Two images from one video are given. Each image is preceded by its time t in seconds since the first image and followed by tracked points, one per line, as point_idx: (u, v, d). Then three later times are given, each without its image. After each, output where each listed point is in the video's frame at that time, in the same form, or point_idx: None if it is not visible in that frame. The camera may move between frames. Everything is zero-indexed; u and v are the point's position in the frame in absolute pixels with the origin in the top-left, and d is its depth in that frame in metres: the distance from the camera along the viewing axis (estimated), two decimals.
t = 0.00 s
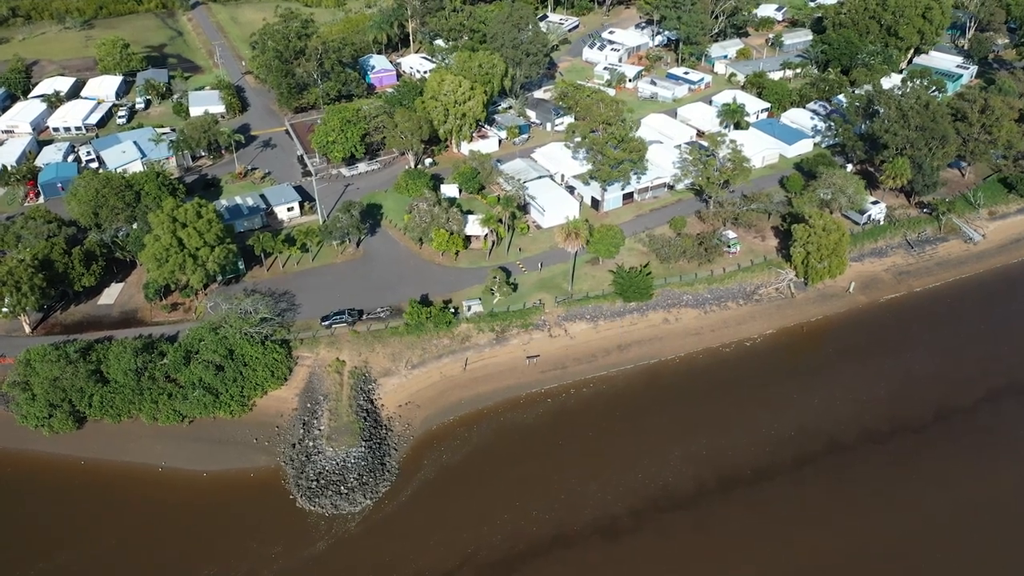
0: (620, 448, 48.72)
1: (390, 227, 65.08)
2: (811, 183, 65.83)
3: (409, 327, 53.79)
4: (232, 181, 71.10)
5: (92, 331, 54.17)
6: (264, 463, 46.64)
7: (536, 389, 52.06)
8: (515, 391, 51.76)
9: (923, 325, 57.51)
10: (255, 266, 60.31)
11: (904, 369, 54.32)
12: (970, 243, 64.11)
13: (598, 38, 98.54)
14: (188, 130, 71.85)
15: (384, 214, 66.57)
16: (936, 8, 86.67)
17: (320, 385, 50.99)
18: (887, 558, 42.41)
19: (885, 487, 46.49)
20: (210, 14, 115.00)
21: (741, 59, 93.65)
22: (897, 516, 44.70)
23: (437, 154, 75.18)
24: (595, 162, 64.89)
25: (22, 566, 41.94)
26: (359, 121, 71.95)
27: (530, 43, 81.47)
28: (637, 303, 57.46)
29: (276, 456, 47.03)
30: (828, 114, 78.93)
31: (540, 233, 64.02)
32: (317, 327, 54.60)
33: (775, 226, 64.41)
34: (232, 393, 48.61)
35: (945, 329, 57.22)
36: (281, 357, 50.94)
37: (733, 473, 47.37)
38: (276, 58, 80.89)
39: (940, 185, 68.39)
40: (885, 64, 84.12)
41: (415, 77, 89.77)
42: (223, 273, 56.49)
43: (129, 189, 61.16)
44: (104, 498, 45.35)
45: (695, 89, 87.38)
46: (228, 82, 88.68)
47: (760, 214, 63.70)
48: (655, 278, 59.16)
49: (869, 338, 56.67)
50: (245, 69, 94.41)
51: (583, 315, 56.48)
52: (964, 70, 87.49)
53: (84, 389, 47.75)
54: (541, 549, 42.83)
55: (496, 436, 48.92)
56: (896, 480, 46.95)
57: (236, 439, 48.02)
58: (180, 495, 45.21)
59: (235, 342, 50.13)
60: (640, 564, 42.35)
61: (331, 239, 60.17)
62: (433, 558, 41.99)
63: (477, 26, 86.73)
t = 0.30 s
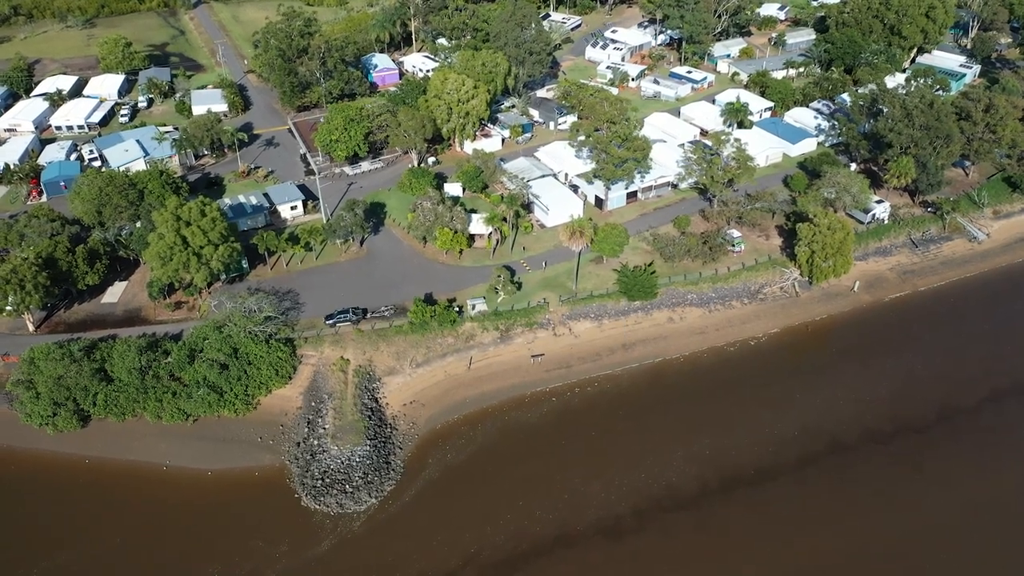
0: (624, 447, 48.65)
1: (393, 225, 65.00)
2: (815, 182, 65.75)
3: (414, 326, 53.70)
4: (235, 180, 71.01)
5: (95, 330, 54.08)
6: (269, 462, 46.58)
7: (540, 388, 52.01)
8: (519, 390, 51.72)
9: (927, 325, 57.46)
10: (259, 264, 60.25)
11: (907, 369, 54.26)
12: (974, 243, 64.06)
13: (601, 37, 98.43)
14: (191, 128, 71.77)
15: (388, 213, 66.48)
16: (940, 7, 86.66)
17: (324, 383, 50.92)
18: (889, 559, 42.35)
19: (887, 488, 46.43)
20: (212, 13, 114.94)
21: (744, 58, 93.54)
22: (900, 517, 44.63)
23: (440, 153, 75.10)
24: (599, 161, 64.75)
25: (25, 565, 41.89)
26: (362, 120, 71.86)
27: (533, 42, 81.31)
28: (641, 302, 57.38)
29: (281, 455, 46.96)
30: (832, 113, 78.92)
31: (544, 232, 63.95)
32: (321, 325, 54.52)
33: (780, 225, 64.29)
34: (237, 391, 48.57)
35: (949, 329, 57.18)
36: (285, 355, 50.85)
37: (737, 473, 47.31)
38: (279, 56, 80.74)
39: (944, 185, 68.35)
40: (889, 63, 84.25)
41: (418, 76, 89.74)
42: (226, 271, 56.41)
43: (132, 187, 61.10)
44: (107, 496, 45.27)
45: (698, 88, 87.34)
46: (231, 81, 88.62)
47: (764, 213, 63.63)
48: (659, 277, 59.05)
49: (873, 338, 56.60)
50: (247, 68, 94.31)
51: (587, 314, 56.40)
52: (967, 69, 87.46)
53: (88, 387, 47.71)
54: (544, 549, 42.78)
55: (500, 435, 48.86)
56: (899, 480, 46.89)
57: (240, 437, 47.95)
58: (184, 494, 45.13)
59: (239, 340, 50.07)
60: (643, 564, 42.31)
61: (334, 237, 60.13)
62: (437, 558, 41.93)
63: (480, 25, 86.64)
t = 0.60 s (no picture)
0: (629, 447, 48.57)
1: (398, 224, 64.90)
2: (820, 181, 65.66)
3: (420, 324, 53.60)
4: (239, 179, 70.92)
5: (100, 328, 53.98)
6: (275, 460, 46.50)
7: (547, 386, 51.96)
8: (526, 388, 51.66)
9: (932, 324, 57.38)
10: (264, 263, 60.16)
11: (913, 368, 54.18)
12: (980, 241, 63.96)
13: (604, 36, 98.30)
14: (195, 127, 71.73)
15: (392, 211, 66.37)
16: (944, 6, 86.64)
17: (330, 382, 50.84)
18: (895, 559, 42.26)
19: (892, 487, 46.35)
20: (214, 12, 114.87)
21: (748, 57, 93.39)
22: (906, 516, 44.56)
23: (444, 152, 74.96)
24: (604, 159, 64.73)
25: (29, 565, 41.77)
26: (366, 118, 71.75)
27: (537, 40, 81.13)
28: (647, 300, 57.27)
29: (287, 453, 46.88)
30: (836, 112, 78.90)
31: (549, 231, 63.79)
32: (326, 324, 54.38)
33: (785, 224, 64.25)
34: (243, 390, 48.49)
35: (954, 328, 57.09)
36: (291, 354, 50.77)
37: (742, 473, 47.25)
38: (282, 55, 80.51)
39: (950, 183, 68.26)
40: (893, 62, 84.23)
41: (422, 74, 89.67)
42: (231, 270, 56.33)
43: (136, 186, 61.00)
44: (113, 495, 45.18)
45: (702, 87, 87.29)
46: (234, 79, 88.51)
47: (769, 212, 63.48)
48: (665, 276, 58.94)
49: (878, 336, 56.53)
50: (250, 67, 94.19)
51: (593, 312, 56.31)
52: (972, 68, 87.37)
53: (94, 386, 47.65)
54: (549, 549, 42.70)
55: (506, 434, 48.80)
56: (904, 479, 46.81)
57: (247, 436, 47.87)
58: (190, 492, 45.07)
59: (245, 339, 50.01)
60: (648, 564, 42.24)
61: (339, 236, 60.04)
62: (442, 558, 41.84)
63: (484, 24, 86.57)
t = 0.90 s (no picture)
0: (636, 446, 48.51)
1: (404, 222, 64.79)
2: (826, 179, 65.59)
3: (426, 323, 53.51)
4: (244, 177, 70.84)
5: (106, 326, 53.87)
6: (283, 459, 46.39)
7: (554, 385, 51.89)
8: (533, 387, 51.60)
9: (939, 323, 57.32)
10: (270, 261, 60.06)
11: (919, 368, 54.10)
12: (986, 240, 63.92)
13: (608, 35, 98.17)
14: (200, 125, 71.59)
15: (398, 210, 66.27)
16: (948, 5, 86.60)
17: (337, 381, 50.75)
18: (902, 559, 42.18)
19: (899, 487, 46.27)
20: (217, 10, 114.69)
21: (752, 55, 93.33)
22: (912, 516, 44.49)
23: (449, 150, 74.87)
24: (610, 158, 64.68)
25: (33, 563, 41.66)
26: (371, 116, 71.61)
27: (541, 39, 81.01)
28: (653, 299, 57.18)
29: (295, 452, 46.80)
30: (841, 110, 78.87)
31: (555, 230, 63.68)
32: (333, 322, 54.30)
33: (791, 223, 64.16)
34: (250, 388, 48.40)
35: (961, 327, 57.03)
36: (298, 352, 50.71)
37: (748, 473, 47.18)
38: (287, 53, 80.58)
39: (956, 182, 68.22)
40: (898, 61, 84.18)
41: (426, 73, 89.59)
42: (237, 268, 56.25)
43: (142, 184, 60.87)
44: (119, 494, 45.07)
45: (707, 86, 87.19)
46: (238, 78, 88.38)
47: (776, 211, 63.38)
48: (672, 274, 58.81)
49: (885, 335, 56.47)
50: (254, 65, 94.07)
51: (599, 311, 56.22)
52: (976, 67, 87.28)
53: (101, 384, 47.58)
54: (556, 548, 42.63)
55: (513, 433, 48.74)
56: (911, 479, 46.76)
57: (254, 435, 47.76)
58: (197, 491, 44.97)
59: (252, 337, 49.96)
60: (655, 564, 42.17)
61: (345, 234, 59.97)
62: (448, 558, 41.75)
63: (488, 22, 86.48)
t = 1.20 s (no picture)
0: (644, 445, 48.45)
1: (410, 221, 64.70)
2: (833, 178, 65.53)
3: (434, 321, 53.43)
4: (249, 175, 70.74)
5: (113, 325, 53.78)
6: (292, 457, 46.33)
7: (562, 383, 51.81)
8: (541, 386, 51.52)
9: (946, 322, 57.22)
10: (276, 260, 59.96)
11: (927, 367, 54.00)
12: (994, 239, 63.84)
13: (612, 34, 98.10)
14: (205, 123, 71.48)
15: (404, 208, 66.17)
16: (954, 4, 86.48)
17: (345, 379, 50.67)
18: (911, 559, 42.07)
19: (907, 487, 46.18)
20: (221, 9, 114.56)
21: (757, 54, 93.22)
22: (920, 516, 44.39)
23: (454, 149, 74.69)
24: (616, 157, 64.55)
25: (40, 562, 41.56)
26: (377, 115, 71.46)
27: (547, 38, 81.02)
28: (661, 298, 57.07)
29: (304, 450, 46.71)
30: (847, 109, 78.87)
31: (561, 228, 63.58)
32: (340, 321, 54.21)
33: (798, 221, 64.06)
34: (258, 386, 48.34)
35: (968, 327, 56.92)
36: (306, 351, 50.63)
37: (756, 472, 47.09)
38: (292, 52, 80.42)
39: (963, 181, 68.14)
40: (903, 60, 84.08)
41: (431, 72, 89.52)
42: (244, 266, 56.16)
43: (148, 182, 60.78)
44: (126, 492, 44.98)
45: (712, 85, 87.12)
46: (243, 77, 88.28)
47: (783, 210, 63.27)
48: (679, 273, 58.68)
49: (893, 335, 56.37)
50: (258, 64, 93.95)
51: (607, 310, 56.11)
52: (982, 66, 87.16)
53: (109, 382, 47.53)
54: (563, 548, 42.54)
55: (522, 432, 48.67)
56: (919, 479, 46.66)
57: (262, 433, 47.69)
58: (205, 489, 44.87)
59: (260, 336, 49.93)
60: (663, 564, 42.09)
61: (352, 232, 59.91)
62: (456, 557, 41.67)
63: (493, 21, 86.39)
